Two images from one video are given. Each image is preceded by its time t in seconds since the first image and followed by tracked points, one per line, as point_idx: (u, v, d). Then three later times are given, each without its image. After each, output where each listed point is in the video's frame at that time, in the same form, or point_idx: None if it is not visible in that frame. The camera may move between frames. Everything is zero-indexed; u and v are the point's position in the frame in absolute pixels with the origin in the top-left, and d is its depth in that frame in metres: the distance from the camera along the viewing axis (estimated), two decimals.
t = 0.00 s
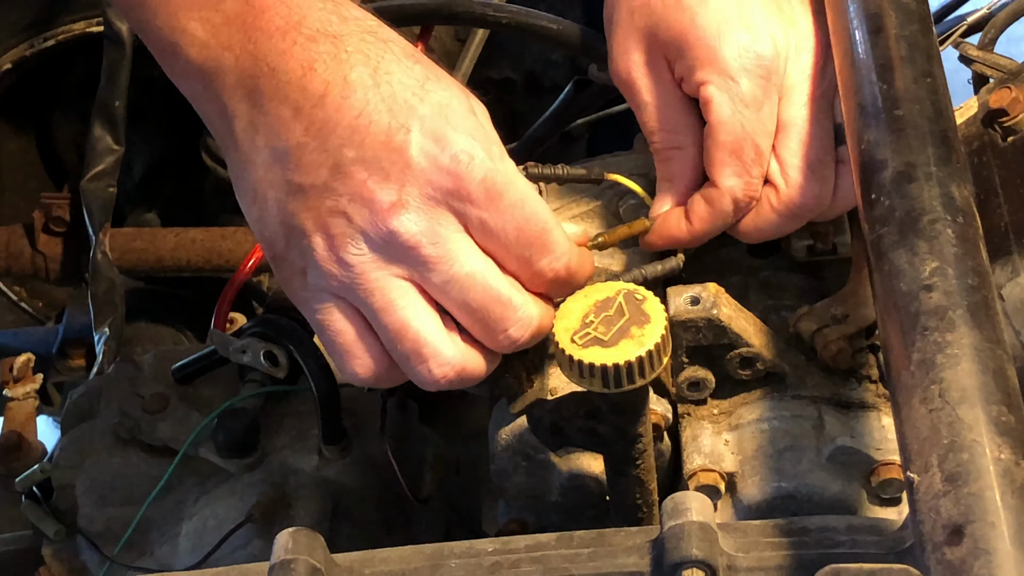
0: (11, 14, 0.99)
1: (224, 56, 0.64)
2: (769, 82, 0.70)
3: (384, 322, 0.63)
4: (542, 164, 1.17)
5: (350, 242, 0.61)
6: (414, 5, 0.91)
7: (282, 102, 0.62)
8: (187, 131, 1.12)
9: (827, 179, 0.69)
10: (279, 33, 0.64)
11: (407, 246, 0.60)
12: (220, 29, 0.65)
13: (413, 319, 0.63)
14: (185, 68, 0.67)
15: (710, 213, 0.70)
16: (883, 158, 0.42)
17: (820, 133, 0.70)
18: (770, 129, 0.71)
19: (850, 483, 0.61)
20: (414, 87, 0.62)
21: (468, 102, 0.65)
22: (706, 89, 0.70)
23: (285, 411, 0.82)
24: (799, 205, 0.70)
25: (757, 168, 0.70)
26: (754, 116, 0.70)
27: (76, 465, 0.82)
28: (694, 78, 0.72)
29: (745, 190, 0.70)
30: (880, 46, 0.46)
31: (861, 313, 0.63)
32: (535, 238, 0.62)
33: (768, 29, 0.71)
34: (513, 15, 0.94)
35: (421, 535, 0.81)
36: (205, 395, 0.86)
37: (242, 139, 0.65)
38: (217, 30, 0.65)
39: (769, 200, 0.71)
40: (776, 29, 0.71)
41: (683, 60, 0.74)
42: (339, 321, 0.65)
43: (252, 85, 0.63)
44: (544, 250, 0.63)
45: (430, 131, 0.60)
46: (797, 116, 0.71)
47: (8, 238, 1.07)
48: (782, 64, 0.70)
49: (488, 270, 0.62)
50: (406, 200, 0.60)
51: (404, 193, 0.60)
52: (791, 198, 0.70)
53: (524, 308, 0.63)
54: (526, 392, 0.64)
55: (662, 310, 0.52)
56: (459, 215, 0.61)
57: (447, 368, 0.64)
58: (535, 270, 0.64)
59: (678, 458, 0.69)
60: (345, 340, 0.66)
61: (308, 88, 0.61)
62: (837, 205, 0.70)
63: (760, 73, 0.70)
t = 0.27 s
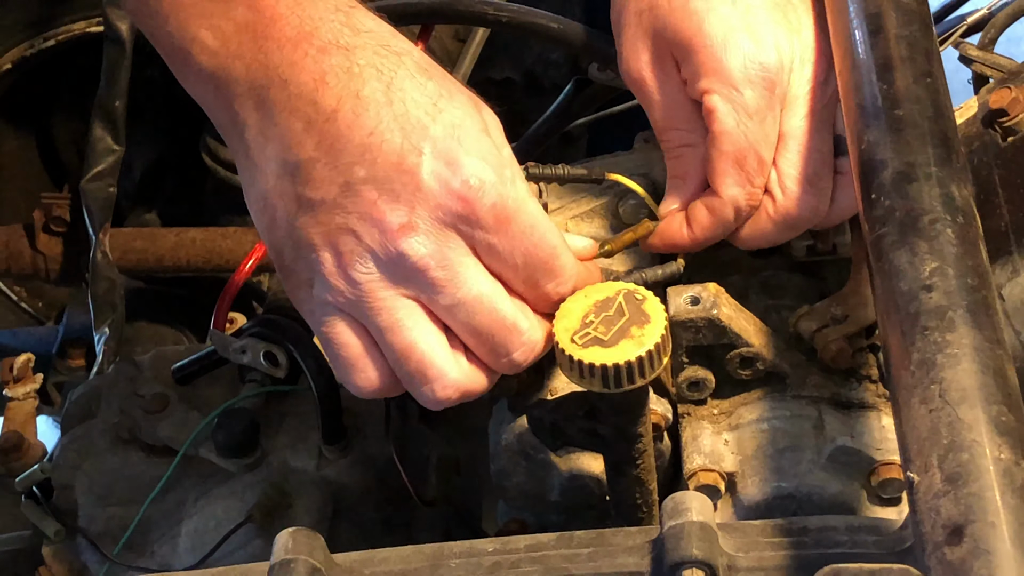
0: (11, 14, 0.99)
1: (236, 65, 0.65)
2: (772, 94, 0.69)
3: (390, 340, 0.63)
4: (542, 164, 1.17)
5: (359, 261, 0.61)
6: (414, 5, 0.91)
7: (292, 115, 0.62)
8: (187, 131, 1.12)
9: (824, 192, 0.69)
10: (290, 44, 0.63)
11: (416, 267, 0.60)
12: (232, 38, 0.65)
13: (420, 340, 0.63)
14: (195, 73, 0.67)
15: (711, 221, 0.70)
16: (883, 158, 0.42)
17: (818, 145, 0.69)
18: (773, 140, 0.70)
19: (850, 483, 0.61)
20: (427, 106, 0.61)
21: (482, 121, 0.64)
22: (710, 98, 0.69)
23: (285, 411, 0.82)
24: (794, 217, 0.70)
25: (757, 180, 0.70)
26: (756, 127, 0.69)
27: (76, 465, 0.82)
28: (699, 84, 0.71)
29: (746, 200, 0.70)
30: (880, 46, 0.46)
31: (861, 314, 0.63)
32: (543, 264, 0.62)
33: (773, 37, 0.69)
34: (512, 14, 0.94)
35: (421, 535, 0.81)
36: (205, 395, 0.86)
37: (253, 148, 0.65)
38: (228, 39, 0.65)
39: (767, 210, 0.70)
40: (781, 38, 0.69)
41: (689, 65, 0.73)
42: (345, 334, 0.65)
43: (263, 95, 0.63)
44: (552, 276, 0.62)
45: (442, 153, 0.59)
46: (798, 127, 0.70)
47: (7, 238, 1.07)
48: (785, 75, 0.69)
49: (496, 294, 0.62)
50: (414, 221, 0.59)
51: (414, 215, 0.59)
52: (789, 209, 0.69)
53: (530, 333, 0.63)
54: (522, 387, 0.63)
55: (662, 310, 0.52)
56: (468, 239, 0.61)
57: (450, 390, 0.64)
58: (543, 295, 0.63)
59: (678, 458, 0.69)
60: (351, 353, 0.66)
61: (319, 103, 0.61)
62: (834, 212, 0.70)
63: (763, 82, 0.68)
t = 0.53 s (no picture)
0: (11, 14, 0.99)
1: (236, 71, 0.64)
2: (776, 100, 0.68)
3: (393, 350, 0.64)
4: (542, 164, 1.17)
5: (361, 272, 0.61)
6: (414, 6, 0.91)
7: (292, 122, 0.61)
8: (187, 131, 1.12)
9: (824, 198, 0.69)
10: (290, 48, 0.63)
11: (419, 278, 0.60)
12: (230, 42, 0.65)
13: (423, 350, 0.64)
14: (195, 76, 0.67)
15: (712, 225, 0.70)
16: (883, 158, 0.42)
17: (818, 150, 0.69)
18: (775, 145, 0.70)
19: (850, 483, 0.61)
20: (428, 115, 0.61)
21: (483, 128, 0.63)
22: (713, 104, 0.69)
23: (285, 411, 0.82)
24: (795, 222, 0.70)
25: (759, 186, 0.70)
26: (758, 133, 0.69)
27: (76, 465, 0.82)
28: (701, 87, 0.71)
29: (746, 204, 0.70)
30: (880, 45, 0.46)
31: (861, 314, 0.63)
32: (545, 272, 0.62)
33: (775, 40, 0.69)
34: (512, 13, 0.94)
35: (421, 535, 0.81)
36: (205, 395, 0.86)
37: (253, 154, 0.65)
38: (227, 44, 0.65)
39: (767, 213, 0.71)
40: (785, 43, 0.69)
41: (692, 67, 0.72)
42: (346, 343, 0.65)
43: (261, 101, 0.63)
44: (554, 283, 0.62)
45: (443, 164, 0.59)
46: (798, 133, 0.69)
47: (7, 238, 1.07)
48: (790, 81, 0.68)
49: (498, 304, 0.63)
50: (417, 232, 0.59)
51: (416, 226, 0.59)
52: (789, 214, 0.70)
53: (532, 341, 0.63)
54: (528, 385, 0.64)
55: (662, 310, 0.52)
56: (471, 250, 0.61)
57: (454, 398, 0.65)
58: (546, 302, 0.64)
59: (678, 458, 0.69)
60: (353, 361, 0.66)
61: (320, 111, 0.61)
62: (835, 218, 0.70)
63: (764, 86, 0.68)
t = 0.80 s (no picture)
0: (11, 14, 0.99)
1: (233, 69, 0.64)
2: (778, 98, 0.69)
3: (390, 349, 0.63)
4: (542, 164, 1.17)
5: (359, 271, 0.61)
6: (414, 6, 0.91)
7: (289, 122, 0.61)
8: (187, 131, 1.12)
9: (825, 196, 0.69)
10: (287, 47, 0.63)
11: (416, 277, 0.60)
12: (227, 42, 0.65)
13: (420, 350, 0.63)
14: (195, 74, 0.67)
15: (711, 222, 0.70)
16: (883, 158, 0.42)
17: (818, 149, 0.69)
18: (776, 144, 0.70)
19: (850, 483, 0.61)
20: (424, 113, 0.60)
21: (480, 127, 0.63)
22: (715, 103, 0.70)
23: (285, 411, 0.82)
24: (796, 220, 0.70)
25: (760, 184, 0.70)
26: (760, 130, 0.69)
27: (76, 465, 0.82)
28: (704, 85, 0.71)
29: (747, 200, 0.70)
30: (880, 45, 0.46)
31: (861, 314, 0.63)
32: (543, 272, 0.61)
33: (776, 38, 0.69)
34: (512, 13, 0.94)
35: (421, 535, 0.81)
36: (205, 395, 0.86)
37: (251, 153, 0.65)
38: (224, 44, 0.65)
39: (767, 211, 0.70)
40: (787, 43, 0.69)
41: (693, 65, 0.73)
42: (344, 342, 0.65)
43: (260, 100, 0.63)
44: (552, 283, 0.62)
45: (440, 163, 0.59)
46: (799, 132, 0.70)
47: (7, 238, 1.07)
48: (792, 79, 0.69)
49: (497, 303, 0.62)
50: (415, 232, 0.59)
51: (413, 225, 0.59)
52: (789, 212, 0.69)
53: (532, 339, 0.63)
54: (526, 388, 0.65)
55: (662, 310, 0.52)
56: (468, 249, 0.60)
57: (451, 397, 0.65)
58: (545, 302, 0.63)
59: (678, 458, 0.69)
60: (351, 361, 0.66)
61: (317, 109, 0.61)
62: (836, 216, 0.70)
63: (767, 85, 0.68)
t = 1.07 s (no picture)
0: (11, 14, 0.99)
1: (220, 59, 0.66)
2: (777, 91, 0.69)
3: (377, 326, 0.63)
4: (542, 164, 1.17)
5: (344, 249, 0.61)
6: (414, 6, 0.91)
7: (277, 106, 0.62)
8: (187, 131, 1.12)
9: (825, 192, 0.69)
10: (274, 34, 0.64)
11: (401, 254, 0.59)
12: (213, 30, 0.66)
13: (407, 325, 0.62)
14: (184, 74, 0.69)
15: (709, 217, 0.70)
16: (883, 158, 0.42)
17: (817, 145, 0.69)
18: (774, 137, 0.70)
19: (850, 483, 0.61)
20: (407, 90, 0.61)
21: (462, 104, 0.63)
22: (713, 93, 0.70)
23: (285, 411, 0.82)
24: (793, 215, 0.69)
25: (757, 177, 0.70)
26: (760, 122, 0.69)
27: (76, 465, 0.82)
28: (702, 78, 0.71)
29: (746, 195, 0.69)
30: (880, 45, 0.46)
31: (861, 314, 0.63)
32: (530, 246, 0.61)
33: (776, 33, 0.69)
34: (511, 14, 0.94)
35: (421, 535, 0.81)
36: (205, 395, 0.86)
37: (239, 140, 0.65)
38: (209, 31, 0.66)
39: (765, 206, 0.70)
40: (787, 36, 0.69)
41: (689, 59, 0.73)
42: (333, 324, 0.65)
43: (250, 92, 0.64)
44: (541, 257, 0.62)
45: (423, 138, 0.59)
46: (799, 126, 0.69)
47: (7, 238, 1.07)
48: (791, 73, 0.69)
49: (484, 277, 0.61)
50: (400, 207, 0.59)
51: (397, 201, 0.59)
52: (788, 206, 0.69)
53: (521, 313, 0.62)
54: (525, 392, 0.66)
55: (662, 310, 0.52)
56: (453, 224, 0.60)
57: (441, 373, 0.63)
58: (533, 277, 0.63)
59: (678, 458, 0.69)
60: (338, 342, 0.65)
61: (302, 91, 0.62)
62: (834, 213, 0.70)
63: (768, 79, 0.69)
